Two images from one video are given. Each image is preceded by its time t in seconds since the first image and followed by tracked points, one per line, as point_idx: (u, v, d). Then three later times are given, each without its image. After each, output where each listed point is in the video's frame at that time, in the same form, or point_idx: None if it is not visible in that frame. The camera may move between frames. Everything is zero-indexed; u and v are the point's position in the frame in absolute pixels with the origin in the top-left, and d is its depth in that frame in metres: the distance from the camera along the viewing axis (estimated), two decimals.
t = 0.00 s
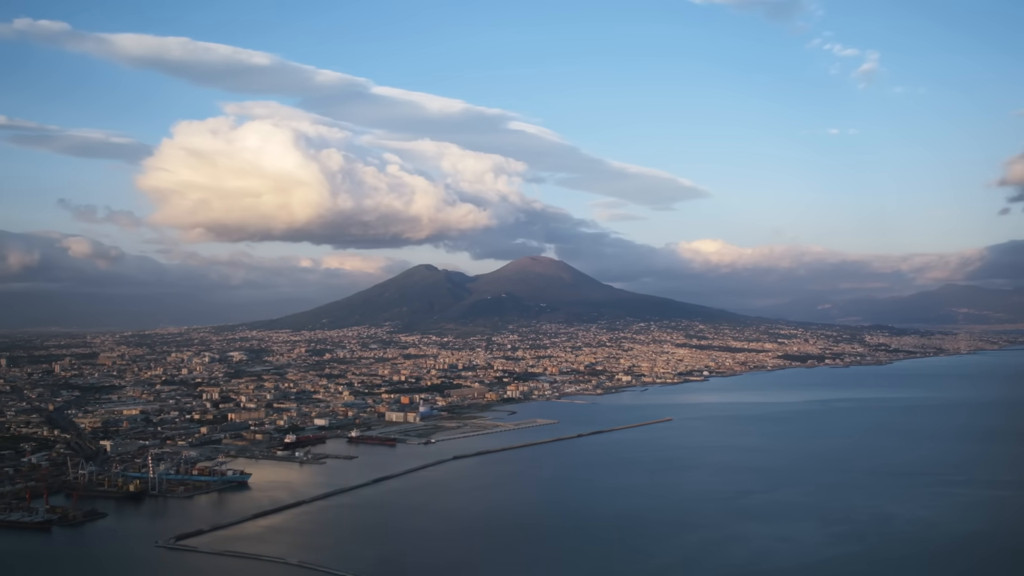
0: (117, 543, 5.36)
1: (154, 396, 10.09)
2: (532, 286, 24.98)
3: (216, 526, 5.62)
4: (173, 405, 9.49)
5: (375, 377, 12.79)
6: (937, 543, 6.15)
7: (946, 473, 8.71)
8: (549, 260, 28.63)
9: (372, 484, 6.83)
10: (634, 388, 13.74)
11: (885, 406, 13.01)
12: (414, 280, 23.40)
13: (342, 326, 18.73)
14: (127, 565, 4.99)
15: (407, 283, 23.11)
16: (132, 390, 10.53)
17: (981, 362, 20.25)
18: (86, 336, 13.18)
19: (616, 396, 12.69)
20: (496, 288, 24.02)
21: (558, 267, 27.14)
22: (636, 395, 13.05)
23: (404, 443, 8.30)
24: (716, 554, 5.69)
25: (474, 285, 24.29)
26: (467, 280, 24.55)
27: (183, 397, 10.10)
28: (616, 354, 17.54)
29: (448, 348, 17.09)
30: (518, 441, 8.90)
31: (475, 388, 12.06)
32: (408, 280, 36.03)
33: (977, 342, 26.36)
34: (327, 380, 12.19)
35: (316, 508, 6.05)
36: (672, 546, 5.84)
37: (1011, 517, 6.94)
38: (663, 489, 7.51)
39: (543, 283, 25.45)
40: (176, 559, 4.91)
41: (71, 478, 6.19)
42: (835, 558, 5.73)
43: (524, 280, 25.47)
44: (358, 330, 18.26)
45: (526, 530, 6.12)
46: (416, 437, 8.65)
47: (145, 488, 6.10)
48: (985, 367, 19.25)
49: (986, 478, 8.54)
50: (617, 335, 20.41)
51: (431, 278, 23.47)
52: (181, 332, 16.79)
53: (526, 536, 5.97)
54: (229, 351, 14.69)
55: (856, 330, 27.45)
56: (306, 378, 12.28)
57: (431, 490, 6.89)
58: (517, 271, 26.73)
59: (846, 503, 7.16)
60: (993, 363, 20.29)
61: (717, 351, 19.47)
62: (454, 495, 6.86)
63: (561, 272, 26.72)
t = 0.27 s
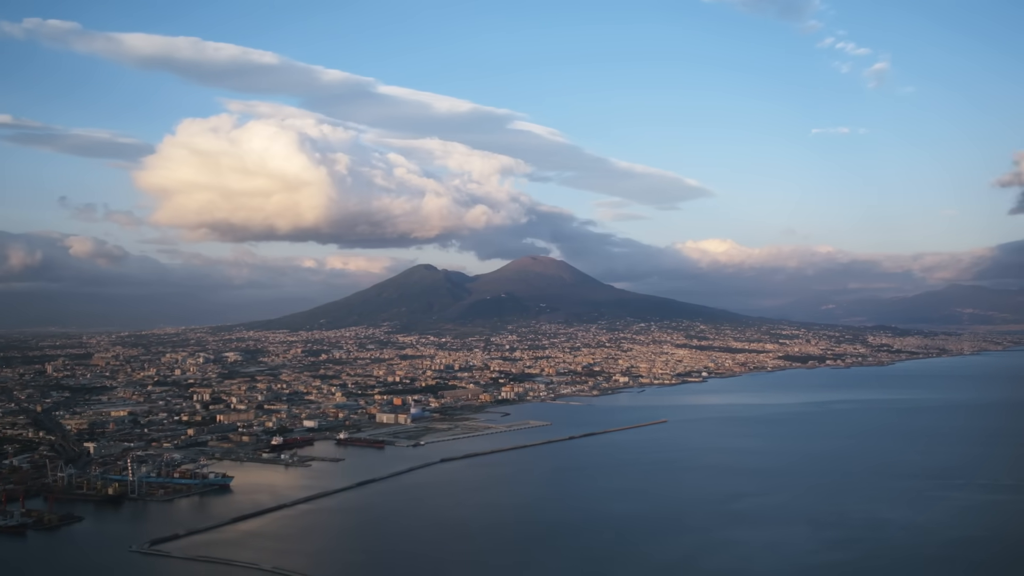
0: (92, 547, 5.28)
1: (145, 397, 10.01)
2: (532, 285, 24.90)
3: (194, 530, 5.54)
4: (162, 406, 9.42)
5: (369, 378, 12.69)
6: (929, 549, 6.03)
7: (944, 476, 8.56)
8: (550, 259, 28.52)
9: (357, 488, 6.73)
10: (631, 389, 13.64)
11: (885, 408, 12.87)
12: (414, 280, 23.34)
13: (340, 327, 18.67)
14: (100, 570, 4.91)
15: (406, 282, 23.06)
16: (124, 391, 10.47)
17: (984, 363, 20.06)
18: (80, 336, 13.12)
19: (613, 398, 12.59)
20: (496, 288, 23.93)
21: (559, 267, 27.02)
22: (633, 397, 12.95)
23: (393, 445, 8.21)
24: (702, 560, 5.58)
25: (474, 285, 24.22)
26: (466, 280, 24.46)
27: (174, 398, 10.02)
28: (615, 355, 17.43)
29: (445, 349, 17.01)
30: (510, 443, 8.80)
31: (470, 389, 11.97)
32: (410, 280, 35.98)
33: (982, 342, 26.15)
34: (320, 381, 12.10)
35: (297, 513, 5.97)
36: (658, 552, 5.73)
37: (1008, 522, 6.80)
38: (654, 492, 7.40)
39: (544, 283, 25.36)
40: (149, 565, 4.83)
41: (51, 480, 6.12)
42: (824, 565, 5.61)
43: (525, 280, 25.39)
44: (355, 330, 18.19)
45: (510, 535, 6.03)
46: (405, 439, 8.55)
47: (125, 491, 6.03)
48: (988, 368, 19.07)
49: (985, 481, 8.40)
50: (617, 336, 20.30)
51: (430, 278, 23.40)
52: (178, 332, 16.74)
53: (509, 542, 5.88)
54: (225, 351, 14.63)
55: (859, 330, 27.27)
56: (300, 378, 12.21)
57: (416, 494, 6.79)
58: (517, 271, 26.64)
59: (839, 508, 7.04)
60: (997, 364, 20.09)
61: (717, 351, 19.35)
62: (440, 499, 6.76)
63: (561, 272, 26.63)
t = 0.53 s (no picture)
0: (70, 549, 5.22)
1: (136, 398, 9.96)
2: (532, 285, 24.83)
3: (174, 534, 5.48)
4: (153, 408, 9.35)
5: (364, 379, 12.62)
6: (922, 555, 5.92)
7: (941, 479, 8.46)
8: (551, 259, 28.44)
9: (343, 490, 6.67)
10: (628, 390, 13.55)
11: (884, 410, 12.76)
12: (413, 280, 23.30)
13: (338, 327, 18.62)
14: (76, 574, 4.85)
15: (405, 283, 23.02)
16: (116, 391, 10.41)
17: (987, 364, 19.89)
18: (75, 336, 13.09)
19: (610, 399, 12.51)
20: (496, 288, 23.87)
21: (559, 267, 26.94)
22: (629, 398, 12.86)
23: (383, 447, 8.13)
24: (689, 566, 5.49)
25: (473, 285, 24.17)
26: (466, 280, 24.39)
27: (165, 399, 9.96)
28: (613, 356, 17.35)
29: (443, 349, 16.96)
30: (501, 444, 8.72)
31: (465, 390, 11.90)
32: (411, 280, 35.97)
33: (985, 343, 25.99)
34: (315, 382, 12.03)
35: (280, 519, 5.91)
36: (645, 557, 5.64)
37: (1004, 526, 6.69)
38: (645, 494, 7.31)
39: (544, 282, 25.30)
40: (124, 569, 4.77)
41: (32, 483, 6.05)
42: (813, 570, 5.51)
43: (525, 280, 25.32)
44: (353, 331, 18.13)
45: (495, 538, 5.95)
46: (396, 440, 8.46)
47: (107, 494, 5.96)
48: (990, 369, 18.92)
49: (982, 484, 8.29)
50: (616, 337, 20.22)
51: (429, 278, 23.37)
52: (176, 333, 16.71)
53: (495, 545, 5.80)
54: (221, 351, 14.59)
55: (862, 331, 27.12)
56: (295, 379, 12.13)
57: (403, 496, 6.71)
58: (518, 271, 26.58)
59: (832, 512, 6.94)
60: (999, 364, 19.93)
61: (717, 352, 19.24)
62: (428, 501, 6.68)
63: (562, 272, 26.56)
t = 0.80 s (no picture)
0: (48, 551, 5.16)
1: (127, 399, 9.89)
2: (532, 285, 24.76)
3: (155, 537, 5.42)
4: (144, 409, 9.29)
5: (359, 380, 12.55)
6: (914, 559, 5.82)
7: (938, 482, 8.35)
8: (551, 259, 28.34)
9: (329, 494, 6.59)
10: (625, 391, 13.47)
11: (883, 411, 12.66)
12: (412, 280, 23.27)
13: (336, 327, 18.58)
14: None
15: (404, 283, 22.98)
16: (108, 392, 10.35)
17: (990, 365, 19.74)
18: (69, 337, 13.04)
19: (606, 400, 12.43)
20: (496, 288, 23.81)
21: (559, 267, 26.85)
22: (626, 399, 12.78)
23: (373, 449, 8.06)
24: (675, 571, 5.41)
25: (473, 285, 24.12)
26: (466, 280, 24.32)
27: (157, 400, 9.90)
28: (612, 357, 17.27)
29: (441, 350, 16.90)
30: (493, 447, 8.64)
31: (460, 391, 11.83)
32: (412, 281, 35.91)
33: (989, 343, 25.81)
34: (309, 383, 11.95)
35: (263, 523, 5.85)
36: (632, 561, 5.57)
37: (1000, 530, 6.59)
38: (635, 498, 7.23)
39: (544, 282, 25.23)
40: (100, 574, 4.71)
41: (14, 486, 5.99)
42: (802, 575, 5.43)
43: (525, 280, 25.26)
44: (351, 331, 18.08)
45: (481, 543, 5.88)
46: (387, 442, 8.39)
47: (89, 496, 5.90)
48: (993, 370, 18.78)
49: (979, 487, 8.17)
50: (616, 337, 20.14)
51: (429, 278, 23.32)
52: (173, 333, 16.67)
53: (479, 550, 5.73)
54: (217, 352, 14.54)
55: (864, 331, 26.97)
56: (289, 380, 12.07)
57: (390, 500, 6.65)
58: (518, 271, 26.52)
59: (825, 516, 6.85)
60: (1002, 365, 19.78)
61: (717, 353, 19.15)
62: (414, 505, 6.61)
63: (562, 272, 26.49)
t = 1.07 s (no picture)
0: (21, 555, 5.10)
1: (117, 400, 9.83)
2: (533, 285, 24.67)
3: (131, 541, 5.36)
4: (132, 410, 9.22)
5: (353, 381, 12.48)
6: (905, 564, 5.72)
7: (935, 486, 8.21)
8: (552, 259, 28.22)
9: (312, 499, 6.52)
10: (622, 392, 13.38)
11: (882, 413, 12.53)
12: (411, 280, 23.21)
13: (334, 327, 18.52)
14: None
15: (403, 282, 22.93)
16: (98, 393, 10.28)
17: (993, 366, 19.56)
18: (64, 337, 12.98)
19: (602, 401, 12.33)
20: (495, 288, 23.72)
21: (560, 267, 26.73)
22: (622, 400, 12.68)
23: (361, 450, 7.99)
24: None
25: (472, 285, 24.05)
26: (465, 280, 24.23)
27: (147, 401, 9.83)
28: (610, 357, 17.17)
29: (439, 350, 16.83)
30: (484, 449, 8.54)
31: (454, 392, 11.75)
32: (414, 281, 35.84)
33: (994, 344, 25.60)
34: (302, 384, 11.87)
35: (243, 528, 5.78)
36: (615, 568, 5.48)
37: (994, 535, 6.48)
38: (621, 503, 7.13)
39: (544, 282, 25.13)
40: None
41: None
42: None
43: (525, 280, 25.17)
44: (349, 332, 18.01)
45: (463, 548, 5.80)
46: (375, 444, 8.31)
47: (67, 499, 5.84)
48: (996, 371, 18.61)
49: (976, 491, 8.05)
50: (615, 338, 20.04)
51: (428, 277, 23.26)
52: (170, 334, 16.62)
53: (462, 556, 5.65)
54: (212, 353, 14.48)
55: (868, 332, 26.79)
56: (283, 381, 12.00)
57: (374, 504, 6.57)
58: (518, 270, 26.43)
59: (816, 521, 6.74)
60: (1006, 366, 19.60)
61: (717, 353, 19.03)
62: (396, 509, 6.51)
63: (563, 272, 26.39)
